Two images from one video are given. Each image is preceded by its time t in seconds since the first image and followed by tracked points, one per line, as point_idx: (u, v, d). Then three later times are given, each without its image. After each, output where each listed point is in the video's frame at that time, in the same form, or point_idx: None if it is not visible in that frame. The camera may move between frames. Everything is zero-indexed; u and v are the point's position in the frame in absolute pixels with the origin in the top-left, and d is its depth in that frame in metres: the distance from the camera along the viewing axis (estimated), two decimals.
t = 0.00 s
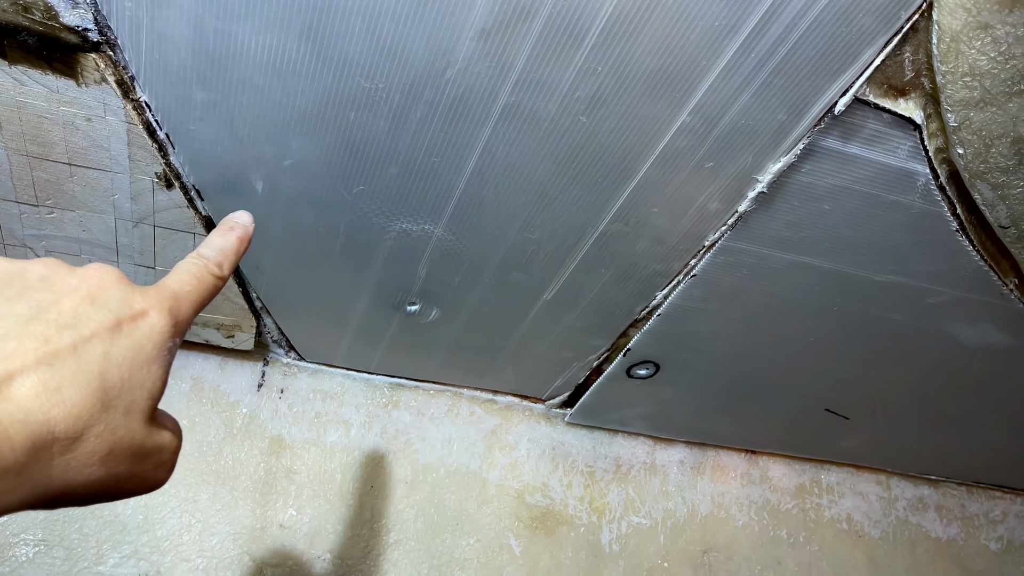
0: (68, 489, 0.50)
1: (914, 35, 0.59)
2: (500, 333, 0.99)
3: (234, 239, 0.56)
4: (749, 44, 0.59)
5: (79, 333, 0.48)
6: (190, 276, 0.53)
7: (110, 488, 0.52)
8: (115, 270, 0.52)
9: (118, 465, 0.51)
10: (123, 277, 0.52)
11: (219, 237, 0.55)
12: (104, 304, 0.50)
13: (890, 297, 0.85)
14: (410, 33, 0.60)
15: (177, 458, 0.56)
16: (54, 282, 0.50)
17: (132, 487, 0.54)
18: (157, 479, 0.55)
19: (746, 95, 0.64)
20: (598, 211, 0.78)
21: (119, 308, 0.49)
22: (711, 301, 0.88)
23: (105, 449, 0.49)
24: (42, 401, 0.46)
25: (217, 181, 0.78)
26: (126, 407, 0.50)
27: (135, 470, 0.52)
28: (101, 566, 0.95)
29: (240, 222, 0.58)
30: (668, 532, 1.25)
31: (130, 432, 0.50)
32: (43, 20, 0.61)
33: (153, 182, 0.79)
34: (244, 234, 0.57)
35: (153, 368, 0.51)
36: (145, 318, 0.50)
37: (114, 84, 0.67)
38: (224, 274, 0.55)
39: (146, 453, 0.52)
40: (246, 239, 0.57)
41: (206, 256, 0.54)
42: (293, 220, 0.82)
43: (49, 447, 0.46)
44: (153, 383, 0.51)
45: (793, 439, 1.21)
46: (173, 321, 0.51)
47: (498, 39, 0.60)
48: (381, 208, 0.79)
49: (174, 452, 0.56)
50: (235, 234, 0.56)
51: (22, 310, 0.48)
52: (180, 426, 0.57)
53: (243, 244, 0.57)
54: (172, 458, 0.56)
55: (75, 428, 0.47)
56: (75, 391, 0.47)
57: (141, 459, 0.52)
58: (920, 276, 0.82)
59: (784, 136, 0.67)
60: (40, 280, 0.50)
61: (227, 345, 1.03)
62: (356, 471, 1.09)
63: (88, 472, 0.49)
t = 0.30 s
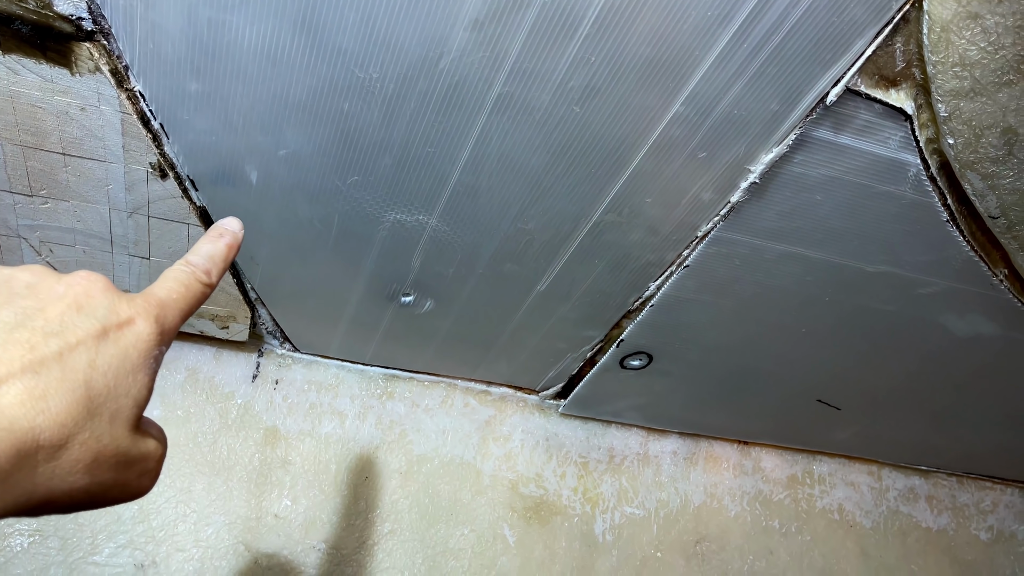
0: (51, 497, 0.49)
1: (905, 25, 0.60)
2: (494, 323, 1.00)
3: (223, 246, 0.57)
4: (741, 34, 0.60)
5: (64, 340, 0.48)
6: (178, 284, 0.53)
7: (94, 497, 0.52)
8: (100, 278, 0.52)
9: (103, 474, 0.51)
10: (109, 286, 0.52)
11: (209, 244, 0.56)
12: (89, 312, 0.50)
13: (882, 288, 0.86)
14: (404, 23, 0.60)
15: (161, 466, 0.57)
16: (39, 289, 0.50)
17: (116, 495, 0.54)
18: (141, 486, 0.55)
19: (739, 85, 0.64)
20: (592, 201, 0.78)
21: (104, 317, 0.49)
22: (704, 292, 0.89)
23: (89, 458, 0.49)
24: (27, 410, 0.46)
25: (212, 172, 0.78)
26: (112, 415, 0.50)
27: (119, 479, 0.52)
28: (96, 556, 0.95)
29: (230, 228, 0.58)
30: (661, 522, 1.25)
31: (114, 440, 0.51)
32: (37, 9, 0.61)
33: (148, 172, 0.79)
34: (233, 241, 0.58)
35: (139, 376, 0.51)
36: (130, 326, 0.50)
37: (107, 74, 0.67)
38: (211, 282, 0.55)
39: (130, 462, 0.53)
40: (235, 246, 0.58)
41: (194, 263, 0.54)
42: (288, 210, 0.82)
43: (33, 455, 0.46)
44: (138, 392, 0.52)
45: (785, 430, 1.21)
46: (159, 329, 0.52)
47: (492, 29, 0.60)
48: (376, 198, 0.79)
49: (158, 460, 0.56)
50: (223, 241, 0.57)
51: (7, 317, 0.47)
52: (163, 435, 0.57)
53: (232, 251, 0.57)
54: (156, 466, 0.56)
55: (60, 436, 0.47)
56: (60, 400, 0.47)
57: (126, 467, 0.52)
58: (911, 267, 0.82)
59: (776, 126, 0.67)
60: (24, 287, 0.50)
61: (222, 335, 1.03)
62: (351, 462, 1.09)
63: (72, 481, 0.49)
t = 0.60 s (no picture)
0: (39, 500, 0.49)
1: (894, 19, 0.59)
2: (485, 318, 1.00)
3: (215, 250, 0.58)
4: (731, 27, 0.59)
5: (55, 342, 0.48)
6: (171, 286, 0.54)
7: (82, 500, 0.52)
8: (92, 281, 0.53)
9: (92, 477, 0.50)
10: (101, 288, 0.52)
11: (201, 248, 0.57)
12: (80, 314, 0.50)
13: (872, 282, 0.86)
14: (393, 16, 0.59)
15: (150, 470, 0.57)
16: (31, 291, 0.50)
17: (104, 498, 0.53)
18: (130, 489, 0.55)
19: (729, 79, 0.64)
20: (583, 196, 0.78)
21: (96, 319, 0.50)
22: (695, 286, 0.89)
23: (80, 461, 0.49)
24: (17, 412, 0.45)
25: (201, 165, 0.77)
26: (103, 418, 0.50)
27: (108, 482, 0.52)
28: (86, 551, 0.94)
29: (221, 234, 0.60)
30: (652, 516, 1.26)
31: (105, 443, 0.51)
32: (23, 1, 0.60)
33: (136, 165, 0.78)
34: (224, 246, 0.59)
35: (131, 378, 0.51)
36: (122, 329, 0.51)
37: (96, 66, 0.66)
38: (203, 286, 0.57)
39: (120, 464, 0.53)
40: (227, 250, 0.59)
41: (187, 266, 0.56)
42: (277, 204, 0.81)
43: (22, 458, 0.46)
44: (130, 394, 0.52)
45: (776, 423, 1.22)
46: (151, 332, 0.52)
47: (482, 23, 0.59)
48: (366, 192, 0.79)
49: (147, 463, 0.56)
50: (217, 245, 0.59)
51: None
52: (153, 437, 0.57)
53: (224, 256, 0.59)
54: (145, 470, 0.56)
55: (50, 439, 0.47)
56: (51, 402, 0.47)
57: (116, 470, 0.52)
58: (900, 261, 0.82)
59: (766, 120, 0.67)
60: (15, 289, 0.50)
61: (212, 330, 1.02)
62: (343, 457, 1.09)
63: (61, 484, 0.49)
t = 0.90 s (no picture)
0: (27, 500, 0.48)
1: None
2: (477, 304, 0.99)
3: (211, 251, 0.57)
4: (726, 8, 0.59)
5: (45, 342, 0.47)
6: (165, 287, 0.53)
7: (72, 500, 0.51)
8: (84, 280, 0.52)
9: (80, 477, 0.49)
10: (93, 288, 0.51)
11: (197, 249, 0.56)
12: (72, 314, 0.49)
13: (865, 268, 0.86)
14: None
15: (142, 470, 0.55)
16: (22, 290, 0.49)
17: (94, 498, 0.52)
18: (121, 490, 0.54)
19: (723, 61, 0.63)
20: (576, 180, 0.77)
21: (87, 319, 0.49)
22: (688, 273, 0.88)
23: (68, 462, 0.48)
24: (4, 411, 0.44)
25: (189, 148, 0.76)
26: (92, 418, 0.49)
27: (97, 482, 0.51)
28: (73, 539, 0.93)
29: (218, 235, 0.58)
30: (644, 504, 1.26)
31: (95, 444, 0.49)
32: None
33: (122, 148, 0.77)
34: (221, 248, 0.58)
35: (122, 379, 0.50)
36: (114, 329, 0.49)
37: (80, 46, 0.65)
38: (198, 287, 0.55)
39: (110, 465, 0.51)
40: (224, 252, 0.58)
41: (182, 267, 0.54)
42: (267, 188, 0.80)
43: (9, 458, 0.45)
44: (121, 395, 0.51)
45: (768, 412, 1.22)
46: (143, 332, 0.51)
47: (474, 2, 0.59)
48: (357, 176, 0.78)
49: (139, 464, 0.55)
50: (212, 246, 0.57)
51: None
52: (145, 438, 0.56)
53: (220, 258, 0.57)
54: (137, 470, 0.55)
55: (38, 439, 0.46)
56: (39, 402, 0.46)
57: (105, 471, 0.51)
58: (893, 247, 0.82)
59: (760, 103, 0.67)
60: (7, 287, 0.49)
61: (201, 317, 1.01)
62: (333, 445, 1.08)
63: (48, 484, 0.48)
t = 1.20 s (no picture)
0: (56, 469, 0.48)
1: None
2: (467, 294, 0.98)
3: (236, 202, 0.51)
4: None
5: (66, 310, 0.46)
6: (190, 245, 0.49)
7: (103, 467, 0.51)
8: (108, 241, 0.49)
9: (107, 446, 0.49)
10: (118, 250, 0.49)
11: (221, 201, 0.50)
12: (95, 279, 0.47)
13: (854, 258, 0.86)
14: None
15: (173, 437, 0.55)
16: (44, 254, 0.48)
17: (126, 464, 0.52)
18: (153, 457, 0.54)
19: (713, 47, 0.63)
20: (566, 168, 0.76)
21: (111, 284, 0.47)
22: (678, 262, 0.88)
23: (92, 431, 0.47)
24: (23, 382, 0.44)
25: (174, 134, 0.75)
26: (116, 387, 0.48)
27: (126, 450, 0.50)
28: (58, 530, 0.92)
29: (243, 183, 0.52)
30: (633, 495, 1.26)
31: (120, 413, 0.48)
32: None
33: (106, 134, 0.76)
34: (248, 198, 0.52)
35: (147, 347, 0.49)
36: (138, 294, 0.48)
37: (63, 29, 0.63)
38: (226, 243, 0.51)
39: (139, 433, 0.51)
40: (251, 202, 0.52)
41: (206, 223, 0.50)
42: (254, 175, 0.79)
43: (31, 428, 0.45)
44: (148, 363, 0.49)
45: (757, 402, 1.22)
46: (169, 295, 0.49)
47: None
48: (345, 163, 0.77)
49: (170, 431, 0.54)
50: (238, 197, 0.51)
51: (8, 286, 0.46)
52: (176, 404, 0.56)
53: (247, 209, 0.51)
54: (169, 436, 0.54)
55: (59, 410, 0.45)
56: (58, 372, 0.45)
57: (133, 440, 0.50)
58: (882, 236, 0.82)
59: (750, 90, 0.66)
60: (30, 252, 0.47)
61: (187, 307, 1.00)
62: (321, 435, 1.08)
63: (75, 454, 0.48)
